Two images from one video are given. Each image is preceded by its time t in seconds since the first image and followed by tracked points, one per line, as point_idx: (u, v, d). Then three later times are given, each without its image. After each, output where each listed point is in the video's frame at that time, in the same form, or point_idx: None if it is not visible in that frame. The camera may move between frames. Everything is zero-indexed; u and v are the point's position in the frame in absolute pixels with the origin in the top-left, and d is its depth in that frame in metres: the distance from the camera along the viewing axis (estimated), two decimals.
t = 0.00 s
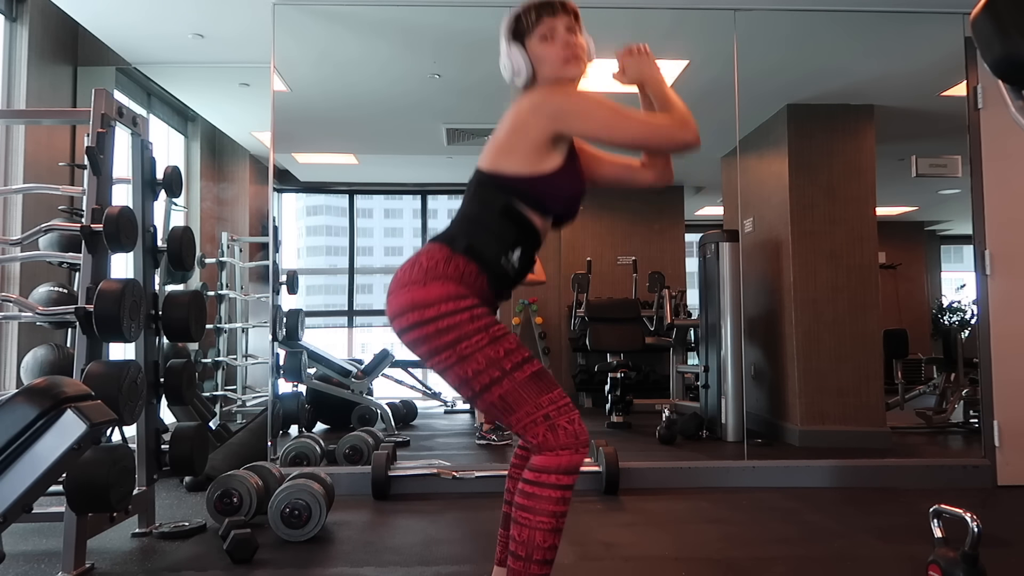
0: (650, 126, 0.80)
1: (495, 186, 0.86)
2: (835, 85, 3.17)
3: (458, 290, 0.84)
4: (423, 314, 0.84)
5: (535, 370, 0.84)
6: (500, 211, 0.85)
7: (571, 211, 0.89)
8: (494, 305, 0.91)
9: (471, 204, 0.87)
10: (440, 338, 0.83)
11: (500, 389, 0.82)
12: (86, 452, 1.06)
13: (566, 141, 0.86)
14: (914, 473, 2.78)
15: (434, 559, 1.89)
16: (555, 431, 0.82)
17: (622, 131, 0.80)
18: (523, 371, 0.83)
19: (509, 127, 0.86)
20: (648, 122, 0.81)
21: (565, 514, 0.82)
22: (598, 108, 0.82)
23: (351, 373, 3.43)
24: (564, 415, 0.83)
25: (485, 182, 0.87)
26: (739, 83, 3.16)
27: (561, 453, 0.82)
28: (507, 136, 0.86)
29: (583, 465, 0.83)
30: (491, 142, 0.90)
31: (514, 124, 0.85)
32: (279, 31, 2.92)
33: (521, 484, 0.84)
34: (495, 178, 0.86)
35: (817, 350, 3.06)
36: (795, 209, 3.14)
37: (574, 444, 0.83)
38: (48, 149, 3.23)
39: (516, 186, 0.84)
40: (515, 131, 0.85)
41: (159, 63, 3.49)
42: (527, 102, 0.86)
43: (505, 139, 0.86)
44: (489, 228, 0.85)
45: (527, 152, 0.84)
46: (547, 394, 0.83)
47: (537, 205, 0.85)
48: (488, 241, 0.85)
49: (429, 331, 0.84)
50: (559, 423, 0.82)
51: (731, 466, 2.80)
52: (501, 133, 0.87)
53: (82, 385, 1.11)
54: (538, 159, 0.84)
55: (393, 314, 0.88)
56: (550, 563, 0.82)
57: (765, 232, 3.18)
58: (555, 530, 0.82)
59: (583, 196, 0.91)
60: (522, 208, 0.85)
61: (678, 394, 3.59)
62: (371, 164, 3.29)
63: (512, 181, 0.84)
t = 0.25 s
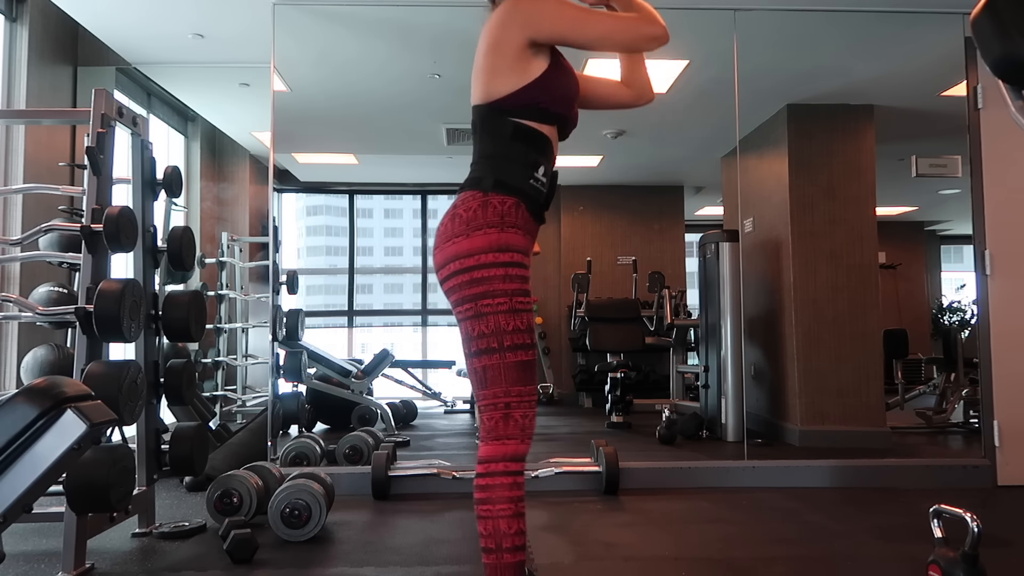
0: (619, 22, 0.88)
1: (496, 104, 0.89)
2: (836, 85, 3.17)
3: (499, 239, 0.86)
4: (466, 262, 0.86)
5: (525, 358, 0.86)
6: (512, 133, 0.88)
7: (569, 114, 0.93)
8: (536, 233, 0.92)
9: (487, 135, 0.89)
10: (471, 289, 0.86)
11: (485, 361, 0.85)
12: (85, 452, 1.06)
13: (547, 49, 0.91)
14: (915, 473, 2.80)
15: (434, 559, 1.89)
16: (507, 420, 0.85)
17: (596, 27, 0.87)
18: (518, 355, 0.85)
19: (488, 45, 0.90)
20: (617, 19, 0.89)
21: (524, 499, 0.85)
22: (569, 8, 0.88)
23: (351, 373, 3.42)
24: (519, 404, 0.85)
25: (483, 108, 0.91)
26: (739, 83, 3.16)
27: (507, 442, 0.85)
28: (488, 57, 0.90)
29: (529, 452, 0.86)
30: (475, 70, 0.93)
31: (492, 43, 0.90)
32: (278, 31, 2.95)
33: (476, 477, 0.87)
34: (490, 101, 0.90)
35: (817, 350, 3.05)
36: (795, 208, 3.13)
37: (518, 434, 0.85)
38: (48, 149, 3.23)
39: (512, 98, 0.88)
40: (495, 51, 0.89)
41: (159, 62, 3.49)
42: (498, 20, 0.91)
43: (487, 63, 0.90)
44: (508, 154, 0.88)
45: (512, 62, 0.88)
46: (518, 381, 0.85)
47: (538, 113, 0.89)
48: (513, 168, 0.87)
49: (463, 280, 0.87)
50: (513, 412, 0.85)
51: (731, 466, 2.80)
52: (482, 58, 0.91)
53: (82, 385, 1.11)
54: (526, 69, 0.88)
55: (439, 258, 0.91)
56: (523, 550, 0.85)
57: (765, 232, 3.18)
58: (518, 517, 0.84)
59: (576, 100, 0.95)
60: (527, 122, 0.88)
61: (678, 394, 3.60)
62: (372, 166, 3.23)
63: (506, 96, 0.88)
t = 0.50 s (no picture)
0: (629, 28, 0.89)
1: (501, 113, 0.90)
2: (836, 85, 3.17)
3: (490, 245, 0.87)
4: (455, 270, 0.88)
5: (535, 357, 0.87)
6: (514, 143, 0.89)
7: (573, 126, 0.94)
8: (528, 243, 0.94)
9: (488, 143, 0.91)
10: (466, 296, 0.87)
11: (494, 367, 0.86)
12: (85, 452, 1.06)
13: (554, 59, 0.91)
14: (914, 473, 2.78)
15: (434, 559, 1.89)
16: (531, 422, 0.86)
17: (604, 35, 0.87)
18: (526, 356, 0.86)
19: (497, 51, 0.91)
20: (627, 26, 0.89)
21: (545, 501, 0.86)
22: (579, 16, 0.88)
23: (351, 373, 3.44)
24: (541, 406, 0.87)
25: (487, 116, 0.92)
26: (739, 83, 3.15)
27: (533, 444, 0.86)
28: (495, 63, 0.91)
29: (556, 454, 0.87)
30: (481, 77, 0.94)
31: (500, 49, 0.91)
32: (279, 30, 2.95)
33: (496, 478, 0.88)
34: (494, 109, 0.91)
35: (817, 351, 3.05)
36: (795, 208, 3.13)
37: (546, 435, 0.86)
38: (48, 149, 3.23)
39: (517, 107, 0.89)
40: (503, 58, 0.90)
41: (159, 63, 3.49)
42: (508, 26, 0.92)
43: (494, 71, 0.91)
44: (508, 164, 0.89)
45: (519, 70, 0.89)
46: (534, 385, 0.86)
47: (542, 124, 0.90)
48: (511, 178, 0.89)
49: (456, 288, 0.88)
50: (536, 414, 0.86)
51: (731, 466, 2.80)
52: (490, 64, 0.93)
53: (82, 385, 1.11)
54: (532, 79, 0.90)
55: (428, 267, 0.92)
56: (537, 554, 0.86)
57: (765, 232, 3.18)
58: (537, 521, 0.86)
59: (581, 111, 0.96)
60: (531, 133, 0.89)
61: (679, 394, 3.61)
62: (371, 165, 3.22)
63: (512, 105, 0.89)
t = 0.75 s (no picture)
0: (662, 160, 0.79)
1: (500, 248, 0.83)
2: (835, 85, 3.17)
3: (456, 344, 0.83)
4: (422, 373, 0.83)
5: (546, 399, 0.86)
6: (506, 276, 0.83)
7: (577, 274, 0.87)
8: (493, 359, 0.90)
9: (476, 263, 0.85)
10: (444, 395, 0.83)
11: (518, 427, 0.83)
12: (85, 452, 1.06)
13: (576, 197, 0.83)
14: (914, 473, 2.79)
15: (434, 559, 1.89)
16: (585, 449, 0.83)
17: (636, 172, 0.79)
18: (536, 403, 0.84)
19: (514, 186, 0.83)
20: (660, 156, 0.79)
21: (593, 529, 0.83)
22: (607, 156, 0.80)
23: (351, 373, 3.43)
24: (593, 432, 0.85)
25: (490, 241, 0.84)
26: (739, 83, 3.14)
27: (597, 468, 0.83)
28: (511, 195, 0.83)
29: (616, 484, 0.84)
30: (495, 203, 0.87)
31: (520, 185, 0.82)
32: (279, 31, 2.91)
33: (552, 491, 0.84)
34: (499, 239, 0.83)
35: (817, 351, 3.05)
36: (795, 208, 3.13)
37: (608, 458, 0.84)
38: (48, 149, 3.23)
39: (521, 249, 0.82)
40: (522, 191, 0.82)
41: (159, 63, 3.49)
42: (532, 161, 0.84)
43: (509, 200, 0.83)
44: (493, 294, 0.83)
45: (534, 213, 0.81)
46: (567, 417, 0.85)
47: (543, 269, 0.83)
48: (489, 305, 0.84)
49: (431, 391, 0.83)
50: (590, 441, 0.83)
51: (731, 466, 2.80)
52: (507, 193, 0.85)
53: (82, 385, 1.11)
54: (547, 219, 0.82)
55: (391, 377, 0.87)
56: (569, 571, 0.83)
57: (765, 232, 3.18)
58: (578, 543, 0.82)
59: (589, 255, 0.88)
60: (528, 274, 0.83)
61: (678, 393, 3.59)
62: (371, 166, 3.29)
63: (519, 245, 0.82)
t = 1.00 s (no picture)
0: (687, 265, 0.83)
1: (504, 314, 0.84)
2: (835, 84, 3.17)
3: (445, 389, 0.83)
4: (411, 420, 0.83)
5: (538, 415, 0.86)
6: (506, 341, 0.84)
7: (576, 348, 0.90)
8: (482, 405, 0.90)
9: (472, 320, 0.86)
10: (436, 438, 0.83)
11: (514, 452, 0.83)
12: (85, 452, 1.06)
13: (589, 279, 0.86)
14: (914, 473, 2.82)
15: (435, 559, 1.89)
16: (587, 455, 0.83)
17: (658, 272, 0.82)
18: (528, 420, 0.84)
19: (532, 256, 0.85)
20: (685, 260, 0.83)
21: (596, 532, 0.84)
22: (632, 249, 0.83)
23: (350, 373, 3.43)
24: (592, 438, 0.85)
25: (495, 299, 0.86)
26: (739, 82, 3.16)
27: (601, 472, 0.83)
28: (525, 263, 0.85)
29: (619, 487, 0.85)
30: (509, 261, 0.88)
31: (538, 256, 0.84)
32: (279, 31, 2.94)
33: (556, 494, 0.84)
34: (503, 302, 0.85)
35: (817, 351, 3.04)
36: (795, 208, 3.12)
37: (611, 461, 0.84)
38: (48, 149, 3.23)
39: (528, 320, 0.84)
40: (537, 265, 0.84)
41: (160, 62, 3.49)
42: (555, 235, 0.86)
43: (524, 266, 0.85)
44: (491, 356, 0.85)
45: (547, 289, 0.84)
46: (561, 429, 0.85)
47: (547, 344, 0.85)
48: (484, 363, 0.85)
49: (422, 435, 0.83)
50: (591, 447, 0.84)
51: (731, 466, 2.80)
52: (522, 257, 0.87)
53: (82, 385, 1.11)
54: (559, 299, 0.85)
55: (376, 427, 0.88)
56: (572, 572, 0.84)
57: (765, 233, 3.16)
58: (583, 545, 0.83)
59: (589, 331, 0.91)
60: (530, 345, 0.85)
61: (678, 394, 3.61)
62: (371, 165, 3.20)
63: (526, 317, 0.84)
